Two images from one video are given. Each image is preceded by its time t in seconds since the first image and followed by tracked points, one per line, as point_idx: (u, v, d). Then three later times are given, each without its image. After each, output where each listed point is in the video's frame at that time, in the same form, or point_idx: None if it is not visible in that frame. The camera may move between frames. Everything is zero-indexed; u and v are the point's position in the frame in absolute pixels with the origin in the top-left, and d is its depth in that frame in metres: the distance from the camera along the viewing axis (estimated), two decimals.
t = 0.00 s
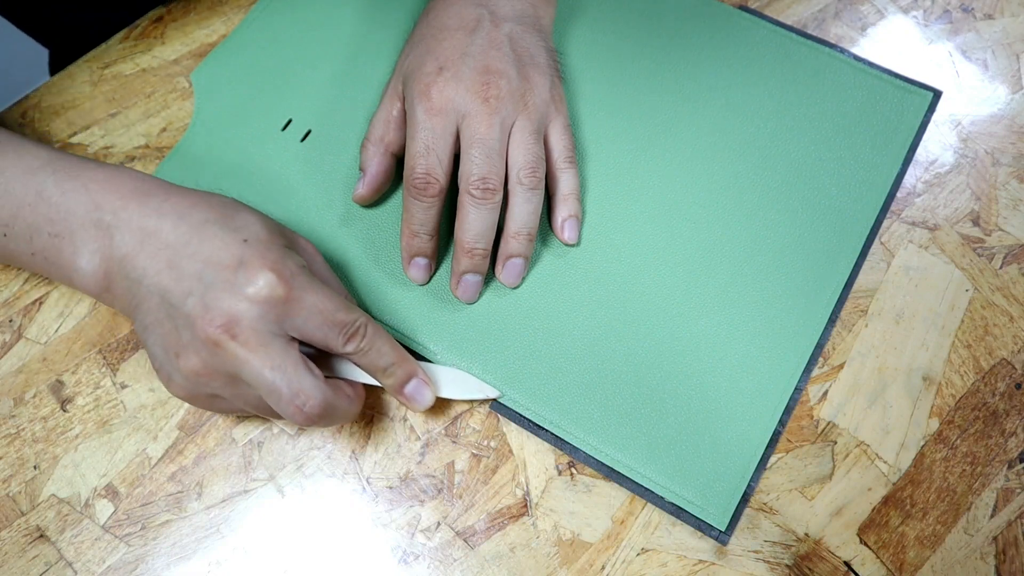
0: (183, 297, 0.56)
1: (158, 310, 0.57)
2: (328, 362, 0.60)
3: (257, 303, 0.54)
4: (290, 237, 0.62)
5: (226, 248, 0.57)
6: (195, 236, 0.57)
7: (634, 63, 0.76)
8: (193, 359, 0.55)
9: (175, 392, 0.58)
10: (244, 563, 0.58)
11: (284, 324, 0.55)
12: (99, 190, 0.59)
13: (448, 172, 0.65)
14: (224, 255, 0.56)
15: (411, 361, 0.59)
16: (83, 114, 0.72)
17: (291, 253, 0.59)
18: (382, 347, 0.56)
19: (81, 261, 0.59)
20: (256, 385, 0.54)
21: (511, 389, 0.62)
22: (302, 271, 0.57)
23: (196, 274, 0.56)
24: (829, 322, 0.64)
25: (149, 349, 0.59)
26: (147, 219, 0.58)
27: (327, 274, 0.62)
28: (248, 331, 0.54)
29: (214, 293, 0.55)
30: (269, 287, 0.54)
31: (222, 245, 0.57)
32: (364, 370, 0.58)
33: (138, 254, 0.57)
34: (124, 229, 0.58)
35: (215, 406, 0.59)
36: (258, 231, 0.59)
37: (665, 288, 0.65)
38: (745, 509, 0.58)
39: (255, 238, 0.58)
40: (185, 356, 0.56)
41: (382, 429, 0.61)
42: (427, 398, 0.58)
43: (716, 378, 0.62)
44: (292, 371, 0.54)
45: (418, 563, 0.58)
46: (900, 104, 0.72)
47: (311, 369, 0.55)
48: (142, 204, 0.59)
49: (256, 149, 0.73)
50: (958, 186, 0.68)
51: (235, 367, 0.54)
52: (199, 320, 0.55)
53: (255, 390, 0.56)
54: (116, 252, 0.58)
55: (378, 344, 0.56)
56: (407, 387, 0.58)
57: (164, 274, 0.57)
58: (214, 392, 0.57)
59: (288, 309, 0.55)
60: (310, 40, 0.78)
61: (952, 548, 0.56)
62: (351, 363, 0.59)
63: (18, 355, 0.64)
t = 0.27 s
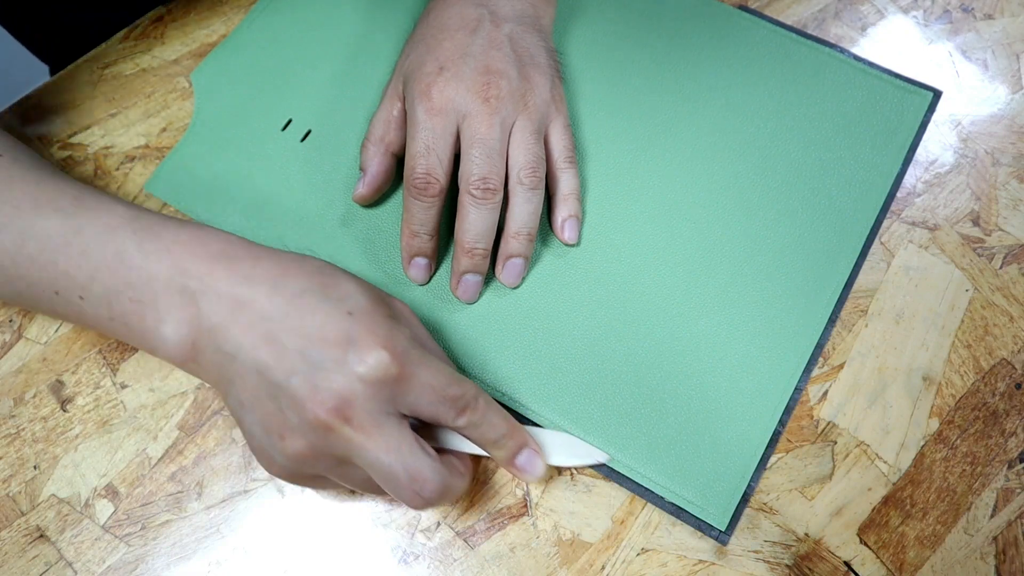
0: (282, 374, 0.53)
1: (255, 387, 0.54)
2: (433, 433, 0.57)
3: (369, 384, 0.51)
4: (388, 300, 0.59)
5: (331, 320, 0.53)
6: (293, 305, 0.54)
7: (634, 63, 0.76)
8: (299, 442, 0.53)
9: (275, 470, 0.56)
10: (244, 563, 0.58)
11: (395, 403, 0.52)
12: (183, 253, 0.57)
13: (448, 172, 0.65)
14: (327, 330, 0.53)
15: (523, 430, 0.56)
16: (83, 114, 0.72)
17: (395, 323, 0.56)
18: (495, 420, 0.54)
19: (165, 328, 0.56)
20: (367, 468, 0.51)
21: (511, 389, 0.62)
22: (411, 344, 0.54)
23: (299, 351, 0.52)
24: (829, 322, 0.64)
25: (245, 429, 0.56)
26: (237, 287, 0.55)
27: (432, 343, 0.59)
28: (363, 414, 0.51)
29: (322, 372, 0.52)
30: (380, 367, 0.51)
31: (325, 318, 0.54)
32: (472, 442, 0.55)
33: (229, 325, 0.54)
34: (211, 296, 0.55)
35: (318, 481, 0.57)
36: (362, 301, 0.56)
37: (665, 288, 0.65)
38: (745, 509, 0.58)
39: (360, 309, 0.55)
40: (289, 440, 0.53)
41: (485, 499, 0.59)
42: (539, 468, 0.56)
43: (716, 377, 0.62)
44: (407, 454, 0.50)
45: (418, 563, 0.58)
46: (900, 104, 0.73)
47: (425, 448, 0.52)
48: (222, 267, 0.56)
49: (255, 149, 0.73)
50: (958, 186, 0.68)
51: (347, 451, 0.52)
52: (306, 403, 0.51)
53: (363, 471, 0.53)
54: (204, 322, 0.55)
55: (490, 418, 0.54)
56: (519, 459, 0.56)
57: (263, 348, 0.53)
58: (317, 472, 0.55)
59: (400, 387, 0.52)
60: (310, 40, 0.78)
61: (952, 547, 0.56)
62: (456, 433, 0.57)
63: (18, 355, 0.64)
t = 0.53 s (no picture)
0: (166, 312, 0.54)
1: (157, 323, 0.54)
2: (332, 373, 0.59)
3: (261, 319, 0.52)
4: (290, 247, 0.61)
5: (223, 262, 0.54)
6: (194, 251, 0.55)
7: (634, 63, 0.76)
8: (196, 377, 0.53)
9: (178, 408, 0.57)
10: (244, 563, 0.58)
11: (287, 338, 0.53)
12: (93, 203, 0.56)
13: (449, 172, 0.65)
14: (224, 271, 0.54)
15: (416, 371, 0.58)
16: (83, 114, 0.72)
17: (288, 263, 0.58)
18: (389, 356, 0.56)
19: (74, 276, 0.56)
20: (261, 402, 0.52)
21: (511, 390, 0.62)
22: (304, 284, 0.55)
23: (198, 291, 0.53)
24: (829, 322, 0.64)
25: (149, 365, 0.56)
26: (143, 235, 0.55)
27: (326, 283, 0.61)
28: (254, 347, 0.51)
29: (218, 312, 0.52)
30: (272, 302, 0.52)
31: (223, 260, 0.54)
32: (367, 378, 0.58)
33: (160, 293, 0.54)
34: (115, 243, 0.55)
35: (220, 419, 0.58)
36: (259, 243, 0.58)
37: (665, 288, 0.65)
38: (745, 509, 0.58)
39: (258, 251, 0.56)
40: (185, 374, 0.54)
41: (386, 439, 0.61)
42: (433, 405, 0.59)
43: (716, 377, 0.62)
44: (301, 389, 0.52)
45: (418, 563, 0.58)
46: (900, 104, 0.73)
47: (317, 381, 0.53)
48: (139, 218, 0.56)
49: (256, 148, 0.73)
50: (958, 186, 0.68)
51: (241, 383, 0.52)
52: (200, 338, 0.52)
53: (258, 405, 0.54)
54: (111, 265, 0.55)
55: (384, 354, 0.56)
56: (414, 397, 0.58)
57: (165, 292, 0.54)
58: (217, 407, 0.56)
59: (290, 324, 0.53)
60: (311, 40, 0.78)
61: (952, 548, 0.56)
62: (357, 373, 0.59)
63: (18, 355, 0.64)
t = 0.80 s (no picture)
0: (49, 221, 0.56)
1: (24, 234, 0.58)
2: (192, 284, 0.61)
3: (115, 226, 0.55)
4: (159, 168, 0.63)
5: (85, 174, 0.57)
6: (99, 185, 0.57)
7: (634, 63, 0.76)
8: (56, 280, 0.57)
9: (45, 313, 0.60)
10: (244, 563, 0.58)
11: (142, 245, 0.56)
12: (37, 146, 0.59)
13: (448, 172, 0.65)
14: (82, 182, 0.57)
15: (272, 281, 0.61)
16: (83, 113, 0.72)
17: (152, 179, 0.61)
18: (242, 267, 0.58)
19: None
20: (117, 305, 0.56)
21: (511, 390, 0.62)
22: (161, 196, 0.58)
23: (58, 200, 0.57)
24: (829, 322, 0.64)
25: (20, 274, 0.60)
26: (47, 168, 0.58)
27: (192, 202, 0.64)
28: (106, 253, 0.55)
29: (74, 218, 0.56)
30: (125, 211, 0.55)
31: (81, 172, 0.58)
32: (226, 291, 0.60)
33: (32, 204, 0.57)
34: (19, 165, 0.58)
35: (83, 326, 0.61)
36: (119, 157, 0.60)
37: (666, 288, 0.65)
38: (746, 509, 0.58)
39: (117, 165, 0.59)
40: (48, 279, 0.57)
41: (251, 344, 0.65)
42: (288, 315, 0.61)
43: (716, 377, 0.62)
44: (151, 293, 0.55)
45: (418, 563, 0.58)
46: (901, 104, 0.72)
47: (171, 288, 0.56)
48: (22, 140, 0.59)
49: (256, 148, 0.73)
50: (958, 186, 0.68)
51: (97, 287, 0.56)
52: (59, 244, 0.56)
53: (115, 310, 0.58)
54: None
55: (238, 265, 0.58)
56: (268, 306, 0.60)
57: (30, 201, 0.57)
58: (79, 311, 0.59)
59: (144, 231, 0.56)
60: (311, 40, 0.78)
61: (953, 548, 0.56)
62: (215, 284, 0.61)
63: (19, 356, 0.64)
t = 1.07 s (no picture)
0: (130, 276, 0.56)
1: (117, 291, 0.57)
2: (292, 342, 0.60)
3: (218, 286, 0.54)
4: (254, 219, 0.62)
5: (183, 231, 0.56)
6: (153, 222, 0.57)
7: (634, 63, 0.76)
8: (155, 342, 0.56)
9: (142, 372, 0.59)
10: (244, 563, 0.58)
11: (243, 306, 0.54)
12: (61, 174, 0.59)
13: (448, 172, 0.65)
14: (183, 237, 0.56)
15: (374, 340, 0.59)
16: (83, 113, 0.72)
17: (252, 234, 0.59)
18: (343, 325, 0.56)
19: (43, 244, 0.58)
20: (219, 365, 0.54)
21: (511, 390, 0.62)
22: (264, 253, 0.57)
23: (156, 257, 0.56)
24: (829, 322, 0.64)
25: (115, 333, 0.59)
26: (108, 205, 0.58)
27: (287, 254, 0.62)
28: (210, 313, 0.54)
29: (176, 276, 0.55)
30: (229, 270, 0.54)
31: (182, 226, 0.57)
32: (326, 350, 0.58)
33: (100, 239, 0.57)
34: (82, 214, 0.58)
35: (182, 386, 0.60)
36: (218, 213, 0.59)
37: (666, 288, 0.65)
38: (745, 509, 0.58)
39: (216, 219, 0.58)
40: (147, 340, 0.56)
41: (347, 409, 0.62)
42: (390, 375, 0.59)
43: (716, 377, 0.62)
44: (253, 354, 0.53)
45: (418, 563, 0.58)
46: (900, 104, 0.73)
47: (272, 349, 0.55)
48: (105, 189, 0.59)
49: (256, 148, 0.73)
50: (958, 186, 0.68)
51: (198, 348, 0.54)
52: (160, 304, 0.54)
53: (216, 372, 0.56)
54: (79, 238, 0.58)
55: (340, 323, 0.56)
56: (371, 366, 0.58)
57: (127, 258, 0.56)
58: (178, 372, 0.58)
59: (246, 291, 0.54)
60: (310, 40, 0.78)
61: (952, 548, 0.56)
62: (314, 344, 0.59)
63: (19, 356, 0.64)
